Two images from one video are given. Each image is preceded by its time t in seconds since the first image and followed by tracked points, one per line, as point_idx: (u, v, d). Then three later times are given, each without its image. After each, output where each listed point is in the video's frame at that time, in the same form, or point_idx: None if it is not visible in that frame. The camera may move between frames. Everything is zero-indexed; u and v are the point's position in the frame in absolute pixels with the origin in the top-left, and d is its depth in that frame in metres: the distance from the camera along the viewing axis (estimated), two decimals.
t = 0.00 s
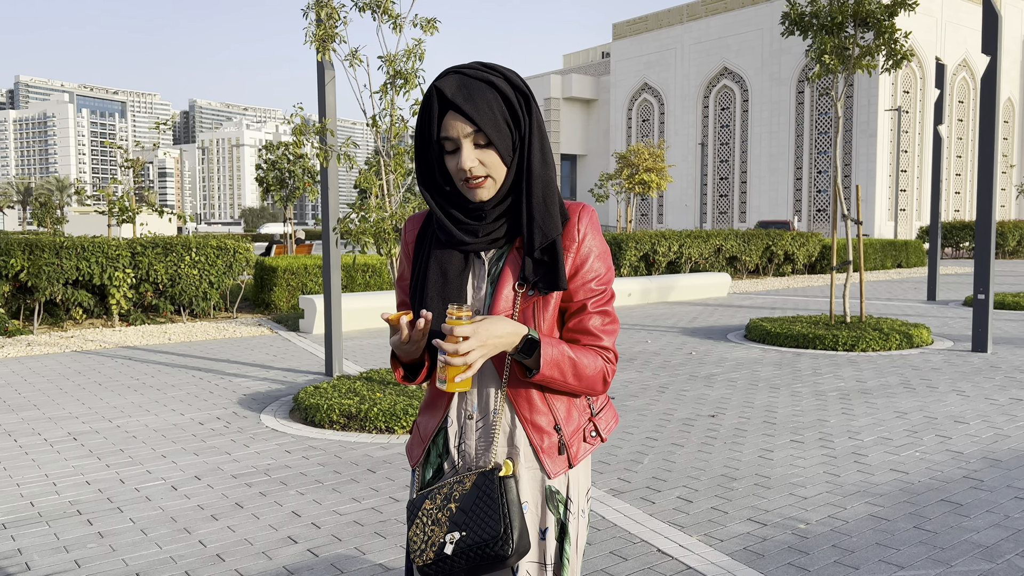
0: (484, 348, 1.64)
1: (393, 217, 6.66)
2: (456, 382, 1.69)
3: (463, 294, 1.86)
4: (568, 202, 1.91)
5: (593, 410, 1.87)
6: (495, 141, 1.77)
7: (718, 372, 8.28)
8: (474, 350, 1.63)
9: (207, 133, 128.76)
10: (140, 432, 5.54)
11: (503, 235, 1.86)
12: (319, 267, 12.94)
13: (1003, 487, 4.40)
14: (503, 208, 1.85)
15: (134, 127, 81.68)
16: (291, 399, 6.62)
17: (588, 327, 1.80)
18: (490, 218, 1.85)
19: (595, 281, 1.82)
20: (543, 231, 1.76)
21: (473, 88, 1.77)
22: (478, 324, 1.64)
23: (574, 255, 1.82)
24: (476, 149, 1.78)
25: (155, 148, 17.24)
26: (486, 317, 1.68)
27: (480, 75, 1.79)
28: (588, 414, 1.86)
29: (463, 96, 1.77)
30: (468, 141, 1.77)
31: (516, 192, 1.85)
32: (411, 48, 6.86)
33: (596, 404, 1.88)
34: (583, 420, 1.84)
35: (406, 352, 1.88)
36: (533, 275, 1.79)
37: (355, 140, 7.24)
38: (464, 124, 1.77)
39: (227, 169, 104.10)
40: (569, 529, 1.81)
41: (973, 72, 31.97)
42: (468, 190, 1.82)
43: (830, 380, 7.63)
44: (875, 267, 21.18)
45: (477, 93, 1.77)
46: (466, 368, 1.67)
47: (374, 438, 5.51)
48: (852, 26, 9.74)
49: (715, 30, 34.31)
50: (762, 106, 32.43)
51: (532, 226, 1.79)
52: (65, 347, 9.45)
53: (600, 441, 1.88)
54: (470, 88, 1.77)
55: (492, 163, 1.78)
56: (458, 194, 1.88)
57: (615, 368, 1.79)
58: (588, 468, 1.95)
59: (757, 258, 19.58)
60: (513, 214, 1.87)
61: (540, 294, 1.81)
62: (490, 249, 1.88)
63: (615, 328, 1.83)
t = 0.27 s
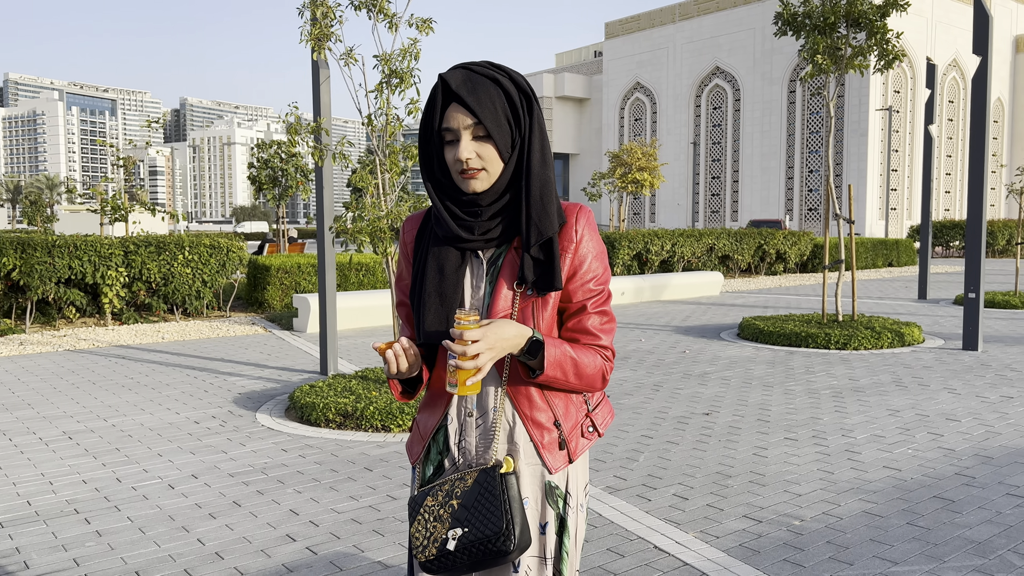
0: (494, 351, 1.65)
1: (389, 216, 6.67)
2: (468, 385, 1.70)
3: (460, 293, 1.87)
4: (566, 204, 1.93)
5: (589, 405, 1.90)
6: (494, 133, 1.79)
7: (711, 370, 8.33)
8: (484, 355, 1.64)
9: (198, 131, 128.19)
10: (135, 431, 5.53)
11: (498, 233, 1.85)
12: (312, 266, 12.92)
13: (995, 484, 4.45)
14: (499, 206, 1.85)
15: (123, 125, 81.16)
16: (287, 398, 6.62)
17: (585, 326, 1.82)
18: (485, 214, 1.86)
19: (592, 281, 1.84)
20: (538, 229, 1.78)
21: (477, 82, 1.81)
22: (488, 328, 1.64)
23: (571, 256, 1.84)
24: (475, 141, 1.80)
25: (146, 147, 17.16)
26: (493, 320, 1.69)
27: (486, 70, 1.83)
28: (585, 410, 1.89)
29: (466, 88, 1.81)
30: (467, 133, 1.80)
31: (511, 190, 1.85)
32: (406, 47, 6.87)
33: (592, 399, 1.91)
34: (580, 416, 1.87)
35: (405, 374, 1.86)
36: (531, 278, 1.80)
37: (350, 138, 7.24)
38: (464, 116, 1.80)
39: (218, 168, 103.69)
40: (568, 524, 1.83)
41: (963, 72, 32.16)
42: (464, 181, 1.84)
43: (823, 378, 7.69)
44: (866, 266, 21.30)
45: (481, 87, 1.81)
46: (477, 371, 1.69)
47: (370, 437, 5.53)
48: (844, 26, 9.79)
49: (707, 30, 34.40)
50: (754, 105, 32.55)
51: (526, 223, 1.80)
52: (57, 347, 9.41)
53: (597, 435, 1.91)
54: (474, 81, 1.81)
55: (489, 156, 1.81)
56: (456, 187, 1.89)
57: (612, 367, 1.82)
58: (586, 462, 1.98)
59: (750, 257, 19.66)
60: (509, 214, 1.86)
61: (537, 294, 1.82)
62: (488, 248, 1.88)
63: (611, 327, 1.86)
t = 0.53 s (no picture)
0: (492, 349, 1.69)
1: (383, 214, 6.68)
2: (468, 383, 1.73)
3: (456, 291, 1.90)
4: (558, 205, 1.96)
5: (582, 399, 1.94)
6: (490, 133, 1.83)
7: (703, 368, 8.38)
8: (483, 353, 1.68)
9: (187, 128, 127.50)
10: (129, 430, 5.53)
11: (492, 233, 1.87)
12: (305, 264, 12.90)
13: (984, 479, 4.51)
14: (493, 205, 1.87)
15: (112, 122, 80.58)
16: (281, 396, 6.62)
17: (579, 323, 1.86)
18: (480, 213, 1.87)
19: (585, 280, 1.88)
20: (532, 228, 1.81)
21: (475, 83, 1.85)
22: (487, 328, 1.68)
23: (565, 257, 1.87)
24: (471, 140, 1.83)
25: (136, 144, 17.07)
26: (492, 320, 1.73)
27: (484, 73, 1.87)
28: (578, 402, 1.92)
29: (464, 89, 1.84)
30: (465, 133, 1.83)
31: (506, 190, 1.87)
32: (400, 45, 6.88)
33: (585, 393, 1.95)
34: (573, 409, 1.91)
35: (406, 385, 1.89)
36: (523, 277, 1.83)
37: (344, 137, 7.24)
38: (462, 116, 1.84)
39: (208, 165, 103.17)
40: (563, 514, 1.86)
41: (952, 71, 32.37)
42: (460, 180, 1.86)
43: (814, 375, 7.75)
44: (856, 264, 21.43)
45: (479, 89, 1.85)
46: (476, 370, 1.72)
47: (366, 434, 5.54)
48: (835, 26, 9.85)
49: (698, 28, 34.49)
50: (745, 104, 32.66)
51: (519, 222, 1.82)
52: (49, 345, 9.37)
53: (589, 427, 1.95)
54: (473, 82, 1.85)
55: (485, 155, 1.84)
56: (451, 186, 1.92)
57: (604, 361, 1.85)
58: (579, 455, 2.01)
59: (741, 255, 19.75)
60: (503, 215, 1.89)
61: (530, 292, 1.85)
62: (482, 248, 1.90)
63: (603, 323, 1.90)
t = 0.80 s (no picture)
0: (491, 346, 1.72)
1: (377, 212, 6.68)
2: (469, 380, 1.75)
3: (453, 290, 1.90)
4: (547, 203, 1.98)
5: (576, 388, 1.97)
6: (487, 135, 1.85)
7: (695, 365, 8.43)
8: (483, 351, 1.71)
9: (177, 125, 126.83)
10: (123, 428, 5.51)
11: (486, 234, 1.89)
12: (297, 262, 12.88)
13: (974, 475, 4.56)
14: (487, 206, 1.88)
15: (100, 119, 79.98)
16: (274, 394, 6.62)
17: (571, 318, 1.90)
18: (474, 214, 1.89)
19: (577, 275, 1.91)
20: (526, 229, 1.83)
21: (474, 85, 1.87)
22: (486, 327, 1.72)
23: (557, 255, 1.90)
24: (468, 142, 1.85)
25: (126, 141, 16.97)
26: (490, 319, 1.76)
27: (482, 77, 1.89)
28: (572, 392, 1.96)
29: (463, 91, 1.86)
30: (462, 134, 1.85)
31: (500, 192, 1.89)
32: (393, 44, 6.88)
33: (578, 384, 1.98)
34: (568, 399, 1.94)
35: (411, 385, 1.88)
36: (517, 275, 1.84)
37: (336, 135, 7.23)
38: (460, 117, 1.85)
39: (197, 162, 102.63)
40: (563, 500, 1.90)
41: (940, 70, 32.58)
42: (455, 180, 1.87)
43: (805, 373, 7.81)
44: (845, 262, 21.56)
45: (476, 91, 1.87)
46: (476, 368, 1.75)
47: (360, 432, 5.55)
48: (825, 25, 9.90)
49: (689, 27, 34.56)
50: (735, 102, 32.78)
51: (513, 222, 1.84)
52: (39, 343, 9.33)
53: (583, 416, 1.98)
54: (471, 85, 1.87)
55: (480, 157, 1.86)
56: (445, 185, 1.92)
57: (596, 353, 1.89)
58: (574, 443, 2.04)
59: (731, 253, 19.84)
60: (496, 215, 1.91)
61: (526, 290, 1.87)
62: (476, 247, 1.92)
63: (594, 316, 1.94)
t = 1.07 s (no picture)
0: (497, 344, 1.74)
1: (372, 210, 6.68)
2: (476, 379, 1.77)
3: (456, 286, 1.92)
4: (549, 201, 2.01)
5: (579, 379, 2.00)
6: (492, 132, 1.87)
7: (689, 362, 8.47)
8: (490, 349, 1.73)
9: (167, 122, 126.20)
10: (119, 425, 5.51)
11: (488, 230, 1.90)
12: (291, 259, 12.86)
13: (965, 470, 4.61)
14: (489, 203, 1.89)
15: (91, 115, 79.49)
16: (269, 391, 6.62)
17: (574, 312, 1.93)
18: (476, 210, 1.90)
19: (578, 269, 1.95)
20: (527, 227, 1.84)
21: (482, 83, 1.89)
22: (492, 325, 1.74)
23: (559, 250, 1.93)
24: (474, 138, 1.87)
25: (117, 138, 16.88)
26: (495, 315, 1.78)
27: (490, 75, 1.92)
28: (576, 384, 1.99)
29: (471, 87, 1.88)
30: (468, 129, 1.87)
31: (502, 189, 1.90)
32: (388, 41, 6.88)
33: (581, 375, 2.01)
34: (572, 390, 1.97)
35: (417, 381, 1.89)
36: (518, 272, 1.87)
37: (331, 132, 7.22)
38: (467, 113, 1.87)
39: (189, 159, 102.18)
40: (568, 490, 1.93)
41: (931, 68, 32.74)
42: (457, 174, 1.88)
43: (798, 369, 7.86)
44: (837, 259, 21.66)
45: (485, 88, 1.89)
46: (483, 366, 1.77)
47: (356, 429, 5.56)
48: (818, 23, 9.94)
49: (682, 24, 34.62)
50: (727, 100, 32.87)
51: (515, 220, 1.86)
52: (32, 341, 9.29)
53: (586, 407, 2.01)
54: (479, 82, 1.89)
55: (485, 153, 1.87)
56: (449, 181, 1.94)
57: (599, 346, 1.92)
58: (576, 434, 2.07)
59: (723, 250, 19.91)
60: (498, 214, 1.92)
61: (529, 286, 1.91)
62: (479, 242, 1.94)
63: (596, 309, 1.97)
